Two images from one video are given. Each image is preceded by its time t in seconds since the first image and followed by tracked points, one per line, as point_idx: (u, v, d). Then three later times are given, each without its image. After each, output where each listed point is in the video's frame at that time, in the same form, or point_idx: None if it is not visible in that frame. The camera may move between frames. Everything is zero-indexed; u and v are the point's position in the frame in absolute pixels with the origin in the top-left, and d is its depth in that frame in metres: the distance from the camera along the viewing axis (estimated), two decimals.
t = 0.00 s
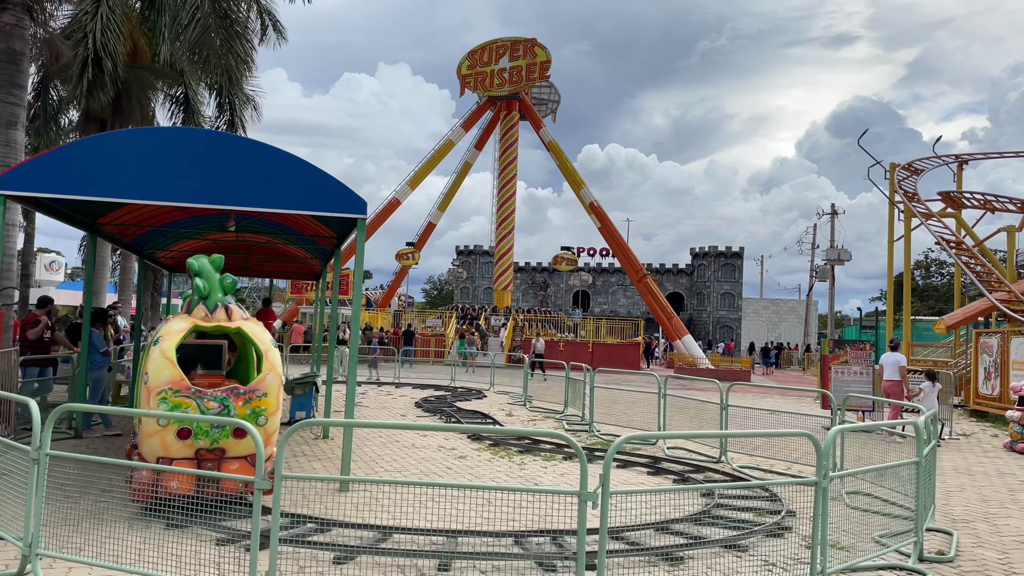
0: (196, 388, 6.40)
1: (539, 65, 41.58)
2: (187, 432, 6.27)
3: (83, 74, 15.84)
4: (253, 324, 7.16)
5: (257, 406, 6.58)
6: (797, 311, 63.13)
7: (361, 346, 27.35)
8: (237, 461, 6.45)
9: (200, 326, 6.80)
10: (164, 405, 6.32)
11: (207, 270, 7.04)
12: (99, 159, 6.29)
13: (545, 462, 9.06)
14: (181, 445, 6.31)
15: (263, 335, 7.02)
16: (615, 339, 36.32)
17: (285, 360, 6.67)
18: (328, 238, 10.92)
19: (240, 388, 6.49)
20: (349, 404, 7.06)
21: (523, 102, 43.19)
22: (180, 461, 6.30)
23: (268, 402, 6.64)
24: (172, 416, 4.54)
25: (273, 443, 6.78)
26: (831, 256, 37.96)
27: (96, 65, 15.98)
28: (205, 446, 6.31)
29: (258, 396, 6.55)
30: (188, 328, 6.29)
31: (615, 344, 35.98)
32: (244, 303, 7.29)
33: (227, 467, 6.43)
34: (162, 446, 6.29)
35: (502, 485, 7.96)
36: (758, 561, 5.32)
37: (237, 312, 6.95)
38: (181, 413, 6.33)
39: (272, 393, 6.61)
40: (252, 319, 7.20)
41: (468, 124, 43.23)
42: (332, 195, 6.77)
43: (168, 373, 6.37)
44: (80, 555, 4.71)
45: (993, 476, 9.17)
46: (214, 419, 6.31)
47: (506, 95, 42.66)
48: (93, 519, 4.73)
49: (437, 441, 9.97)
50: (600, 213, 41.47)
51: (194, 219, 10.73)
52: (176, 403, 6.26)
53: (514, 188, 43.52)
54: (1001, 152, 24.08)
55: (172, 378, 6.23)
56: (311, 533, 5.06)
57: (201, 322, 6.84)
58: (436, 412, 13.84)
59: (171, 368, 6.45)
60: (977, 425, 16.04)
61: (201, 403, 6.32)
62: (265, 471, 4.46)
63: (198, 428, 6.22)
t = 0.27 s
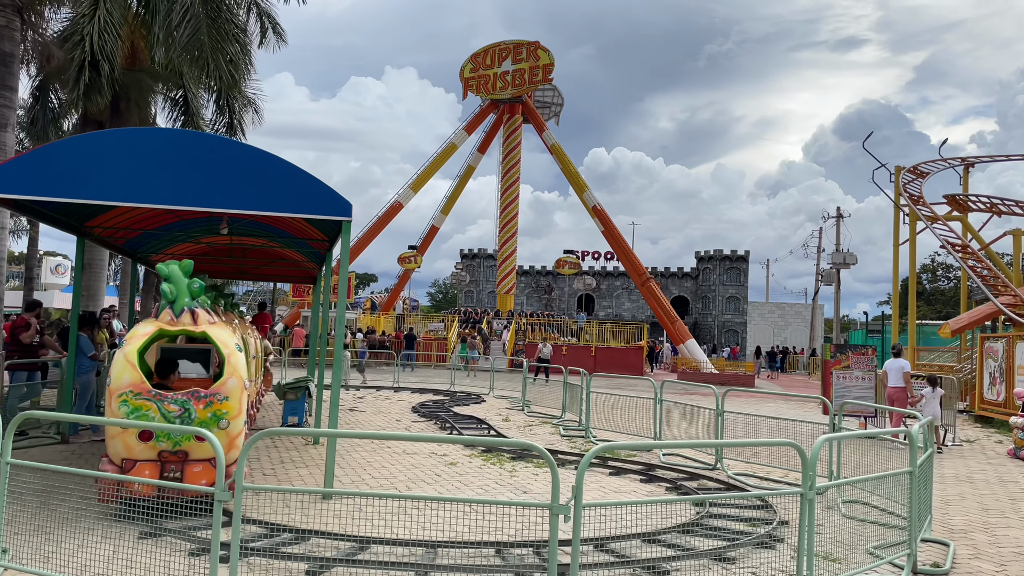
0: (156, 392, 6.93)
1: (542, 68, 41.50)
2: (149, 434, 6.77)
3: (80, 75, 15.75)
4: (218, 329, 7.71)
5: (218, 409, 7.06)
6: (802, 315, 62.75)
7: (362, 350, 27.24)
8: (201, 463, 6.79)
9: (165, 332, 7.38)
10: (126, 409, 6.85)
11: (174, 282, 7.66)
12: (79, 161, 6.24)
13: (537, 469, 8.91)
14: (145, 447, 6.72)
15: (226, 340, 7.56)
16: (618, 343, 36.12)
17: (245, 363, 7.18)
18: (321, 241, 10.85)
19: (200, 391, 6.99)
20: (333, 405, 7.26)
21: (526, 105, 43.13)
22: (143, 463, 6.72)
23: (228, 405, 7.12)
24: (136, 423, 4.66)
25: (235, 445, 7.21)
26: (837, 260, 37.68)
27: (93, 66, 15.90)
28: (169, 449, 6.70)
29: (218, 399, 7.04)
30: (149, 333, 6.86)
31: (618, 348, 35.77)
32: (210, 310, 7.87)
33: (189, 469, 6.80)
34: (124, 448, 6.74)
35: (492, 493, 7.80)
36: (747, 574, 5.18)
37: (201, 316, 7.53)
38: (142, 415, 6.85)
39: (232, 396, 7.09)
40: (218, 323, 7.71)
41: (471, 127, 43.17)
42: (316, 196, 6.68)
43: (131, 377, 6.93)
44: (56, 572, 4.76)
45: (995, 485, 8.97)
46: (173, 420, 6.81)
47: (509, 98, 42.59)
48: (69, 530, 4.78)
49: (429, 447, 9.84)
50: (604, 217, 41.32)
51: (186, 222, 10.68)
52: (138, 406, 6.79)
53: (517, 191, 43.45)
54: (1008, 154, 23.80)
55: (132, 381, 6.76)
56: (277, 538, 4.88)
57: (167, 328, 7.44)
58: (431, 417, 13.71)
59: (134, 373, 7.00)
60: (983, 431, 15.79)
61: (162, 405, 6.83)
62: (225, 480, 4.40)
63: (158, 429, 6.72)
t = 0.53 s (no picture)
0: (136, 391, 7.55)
1: (550, 70, 41.44)
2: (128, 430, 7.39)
3: (84, 77, 15.69)
4: (197, 332, 8.36)
5: (195, 408, 7.70)
6: (813, 318, 62.27)
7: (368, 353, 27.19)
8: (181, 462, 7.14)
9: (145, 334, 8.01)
10: (106, 408, 7.44)
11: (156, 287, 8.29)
12: (63, 160, 6.11)
13: (536, 473, 8.78)
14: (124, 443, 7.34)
15: (205, 342, 8.21)
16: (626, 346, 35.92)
17: (221, 364, 7.80)
18: (320, 242, 10.74)
19: (178, 391, 7.62)
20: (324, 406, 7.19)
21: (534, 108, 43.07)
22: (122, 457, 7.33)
23: (205, 404, 7.75)
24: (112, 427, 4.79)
25: (213, 442, 7.80)
26: (847, 262, 37.34)
27: (97, 69, 15.86)
28: (149, 448, 7.14)
29: (195, 398, 7.68)
30: (128, 337, 7.51)
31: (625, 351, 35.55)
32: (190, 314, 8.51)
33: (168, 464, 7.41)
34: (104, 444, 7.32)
35: (489, 498, 7.69)
36: None
37: (181, 318, 8.15)
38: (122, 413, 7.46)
39: (209, 395, 7.73)
40: (198, 326, 8.30)
41: (479, 130, 43.13)
42: (307, 196, 6.54)
43: (112, 377, 7.55)
44: None
45: (1004, 490, 8.76)
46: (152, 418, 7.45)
47: (516, 100, 42.55)
48: (46, 534, 4.81)
49: (427, 451, 9.73)
50: (611, 219, 41.17)
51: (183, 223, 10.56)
52: (118, 404, 7.40)
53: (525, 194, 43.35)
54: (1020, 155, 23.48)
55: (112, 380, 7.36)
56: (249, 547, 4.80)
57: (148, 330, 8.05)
58: (432, 420, 13.61)
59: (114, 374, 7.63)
60: (994, 436, 15.51)
61: (140, 404, 7.43)
62: (194, 485, 4.46)
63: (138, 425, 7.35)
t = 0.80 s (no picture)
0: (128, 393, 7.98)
1: (560, 72, 41.31)
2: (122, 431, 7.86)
3: (92, 81, 15.83)
4: (191, 333, 8.75)
5: (186, 409, 8.07)
6: (828, 321, 61.65)
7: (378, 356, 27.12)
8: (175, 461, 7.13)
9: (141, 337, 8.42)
10: (101, 408, 7.92)
11: (151, 294, 8.69)
12: (53, 160, 6.00)
13: (538, 479, 8.56)
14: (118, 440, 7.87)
15: (197, 344, 8.58)
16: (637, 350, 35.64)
17: (209, 369, 8.08)
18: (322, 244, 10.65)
19: (169, 393, 7.99)
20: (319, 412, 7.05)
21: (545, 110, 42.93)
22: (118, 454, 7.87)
23: (195, 406, 8.12)
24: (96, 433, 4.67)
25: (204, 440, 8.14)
26: (862, 265, 36.86)
27: (104, 73, 15.98)
28: (141, 448, 7.23)
29: (186, 400, 8.03)
30: (119, 343, 7.94)
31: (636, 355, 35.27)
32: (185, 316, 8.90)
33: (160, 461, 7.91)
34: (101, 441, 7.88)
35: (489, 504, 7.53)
36: None
37: (174, 323, 8.55)
38: (116, 415, 7.90)
39: (198, 398, 8.07)
40: (191, 329, 8.69)
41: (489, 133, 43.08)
42: (301, 196, 6.40)
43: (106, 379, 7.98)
44: None
45: (1021, 497, 8.49)
46: (143, 419, 7.85)
47: (527, 103, 42.46)
48: (29, 538, 4.70)
49: (428, 455, 9.59)
50: (623, 222, 40.94)
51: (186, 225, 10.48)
52: (110, 405, 7.86)
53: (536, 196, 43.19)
54: None
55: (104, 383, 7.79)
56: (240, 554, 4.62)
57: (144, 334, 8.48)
58: (437, 424, 13.47)
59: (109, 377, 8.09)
60: (1012, 441, 15.14)
61: (132, 405, 7.85)
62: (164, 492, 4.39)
63: (130, 426, 7.80)
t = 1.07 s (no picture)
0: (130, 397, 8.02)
1: (573, 74, 41.16)
2: (124, 435, 7.89)
3: (103, 87, 15.99)
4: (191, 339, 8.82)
5: (185, 413, 8.14)
6: (846, 324, 60.87)
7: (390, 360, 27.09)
8: (174, 463, 6.96)
9: (141, 342, 8.50)
10: (103, 413, 7.95)
11: (153, 300, 8.77)
12: (46, 164, 5.95)
13: (542, 486, 8.39)
14: (120, 445, 7.89)
15: (197, 349, 8.65)
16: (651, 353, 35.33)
17: (209, 373, 8.16)
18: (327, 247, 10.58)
19: (169, 397, 8.05)
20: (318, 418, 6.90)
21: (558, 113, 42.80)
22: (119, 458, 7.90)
23: (195, 409, 8.20)
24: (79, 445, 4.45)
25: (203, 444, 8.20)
26: (879, 266, 36.33)
27: (115, 78, 16.13)
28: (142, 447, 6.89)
29: (186, 404, 8.10)
30: (122, 348, 8.00)
31: (650, 358, 34.99)
32: (186, 321, 8.98)
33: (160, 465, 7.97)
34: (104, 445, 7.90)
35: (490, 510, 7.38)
36: None
37: (175, 328, 8.63)
38: (118, 420, 7.93)
39: (198, 401, 8.14)
40: (191, 335, 8.77)
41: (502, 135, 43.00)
42: (297, 198, 6.28)
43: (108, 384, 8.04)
44: None
45: None
46: (145, 423, 7.89)
47: (540, 105, 42.35)
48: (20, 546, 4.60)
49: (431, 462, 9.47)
50: (636, 224, 40.66)
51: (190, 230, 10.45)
52: (113, 409, 7.90)
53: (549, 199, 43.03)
54: None
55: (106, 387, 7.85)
56: (224, 566, 4.59)
57: (145, 339, 8.56)
58: (444, 428, 13.35)
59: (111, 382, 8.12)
60: None
61: (134, 409, 7.89)
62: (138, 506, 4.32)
63: (132, 430, 7.84)
